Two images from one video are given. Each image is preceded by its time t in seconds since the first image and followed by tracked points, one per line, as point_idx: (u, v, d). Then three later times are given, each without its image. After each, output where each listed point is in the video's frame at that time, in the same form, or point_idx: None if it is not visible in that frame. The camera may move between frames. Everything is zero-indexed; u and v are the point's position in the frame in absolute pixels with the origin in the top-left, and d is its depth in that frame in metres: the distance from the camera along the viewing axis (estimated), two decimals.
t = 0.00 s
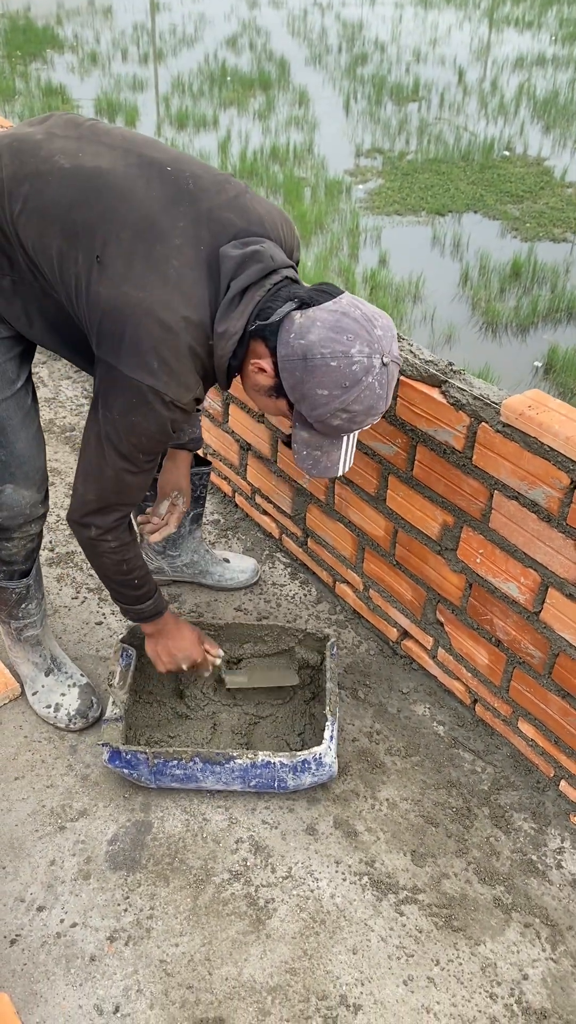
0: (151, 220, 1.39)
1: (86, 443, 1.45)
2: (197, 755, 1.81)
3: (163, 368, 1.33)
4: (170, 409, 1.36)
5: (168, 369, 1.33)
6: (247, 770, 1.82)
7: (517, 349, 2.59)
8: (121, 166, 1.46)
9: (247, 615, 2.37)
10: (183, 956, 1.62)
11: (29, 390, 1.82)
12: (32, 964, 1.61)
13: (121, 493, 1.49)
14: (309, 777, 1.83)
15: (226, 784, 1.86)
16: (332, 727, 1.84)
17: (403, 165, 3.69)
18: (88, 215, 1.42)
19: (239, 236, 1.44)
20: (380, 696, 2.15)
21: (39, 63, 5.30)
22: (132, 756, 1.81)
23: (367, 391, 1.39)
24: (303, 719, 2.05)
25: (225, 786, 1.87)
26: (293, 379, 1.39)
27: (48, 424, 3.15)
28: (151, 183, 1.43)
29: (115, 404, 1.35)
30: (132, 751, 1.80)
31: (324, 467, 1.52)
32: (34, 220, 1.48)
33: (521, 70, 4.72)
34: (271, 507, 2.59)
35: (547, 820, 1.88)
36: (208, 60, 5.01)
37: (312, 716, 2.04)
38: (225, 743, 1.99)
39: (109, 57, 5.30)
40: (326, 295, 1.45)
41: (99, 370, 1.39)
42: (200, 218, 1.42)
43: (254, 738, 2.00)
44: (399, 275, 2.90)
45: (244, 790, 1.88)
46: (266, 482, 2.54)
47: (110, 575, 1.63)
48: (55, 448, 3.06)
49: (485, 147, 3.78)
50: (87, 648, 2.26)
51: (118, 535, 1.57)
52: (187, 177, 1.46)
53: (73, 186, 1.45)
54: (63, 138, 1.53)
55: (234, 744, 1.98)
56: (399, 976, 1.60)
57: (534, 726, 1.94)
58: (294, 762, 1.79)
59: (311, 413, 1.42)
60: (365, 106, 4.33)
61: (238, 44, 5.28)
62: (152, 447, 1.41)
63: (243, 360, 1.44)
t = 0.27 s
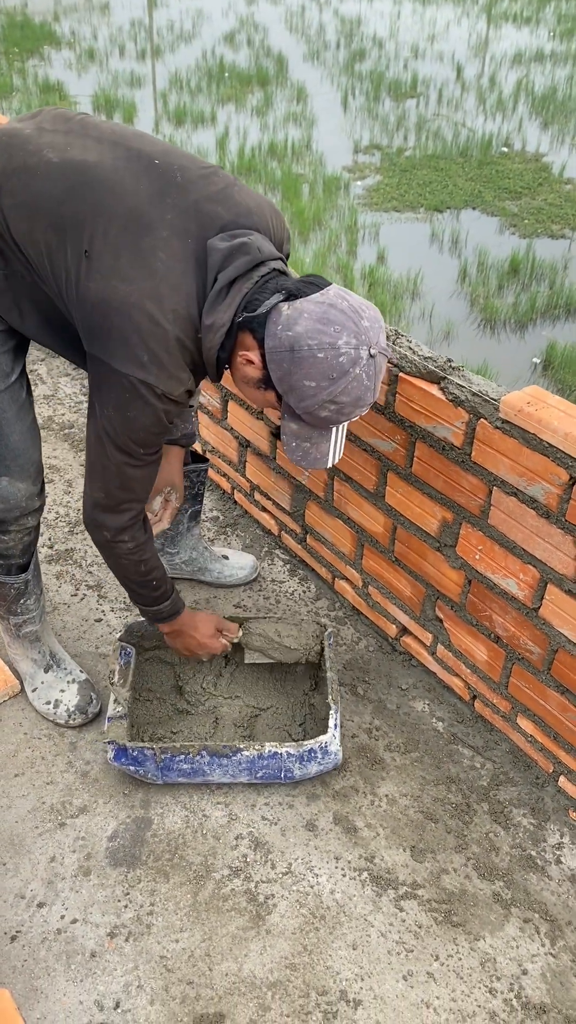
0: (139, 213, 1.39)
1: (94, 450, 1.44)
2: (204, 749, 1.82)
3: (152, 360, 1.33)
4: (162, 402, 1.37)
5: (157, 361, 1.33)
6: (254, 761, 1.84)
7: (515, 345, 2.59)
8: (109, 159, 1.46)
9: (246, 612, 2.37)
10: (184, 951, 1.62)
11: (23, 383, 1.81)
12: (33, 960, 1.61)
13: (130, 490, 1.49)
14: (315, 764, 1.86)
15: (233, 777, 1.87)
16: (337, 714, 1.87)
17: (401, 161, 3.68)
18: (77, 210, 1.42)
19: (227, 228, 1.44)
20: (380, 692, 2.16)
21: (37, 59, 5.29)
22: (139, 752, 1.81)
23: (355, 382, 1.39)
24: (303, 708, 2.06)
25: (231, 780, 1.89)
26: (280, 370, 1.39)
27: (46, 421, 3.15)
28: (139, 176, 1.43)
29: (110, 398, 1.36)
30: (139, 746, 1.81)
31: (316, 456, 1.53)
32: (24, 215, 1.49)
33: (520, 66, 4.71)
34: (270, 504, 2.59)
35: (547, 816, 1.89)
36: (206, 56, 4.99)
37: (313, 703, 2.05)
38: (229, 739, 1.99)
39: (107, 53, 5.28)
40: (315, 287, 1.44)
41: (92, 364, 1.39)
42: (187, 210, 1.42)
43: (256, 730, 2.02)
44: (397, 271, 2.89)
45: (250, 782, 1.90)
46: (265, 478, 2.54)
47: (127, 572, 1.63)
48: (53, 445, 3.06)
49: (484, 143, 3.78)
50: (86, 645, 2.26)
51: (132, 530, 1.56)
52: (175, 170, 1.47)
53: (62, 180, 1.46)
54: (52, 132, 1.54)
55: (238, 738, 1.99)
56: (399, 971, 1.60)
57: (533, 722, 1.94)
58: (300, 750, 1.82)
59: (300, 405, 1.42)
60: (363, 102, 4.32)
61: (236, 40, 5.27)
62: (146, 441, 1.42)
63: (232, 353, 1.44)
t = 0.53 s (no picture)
0: (131, 206, 1.39)
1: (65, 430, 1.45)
2: (204, 747, 1.82)
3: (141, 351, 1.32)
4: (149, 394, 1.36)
5: (147, 353, 1.33)
6: (253, 760, 1.84)
7: (514, 344, 2.59)
8: (102, 153, 1.46)
9: (244, 611, 2.37)
10: (182, 950, 1.63)
11: (20, 380, 1.81)
12: (32, 959, 1.61)
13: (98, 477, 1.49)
14: (313, 763, 1.86)
15: (232, 775, 1.87)
16: (335, 713, 1.87)
17: (400, 160, 3.68)
18: (69, 202, 1.42)
19: (220, 220, 1.44)
20: (378, 691, 2.16)
21: (35, 58, 5.28)
22: (138, 750, 1.82)
23: (347, 372, 1.39)
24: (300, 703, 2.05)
25: (230, 779, 1.89)
26: (272, 360, 1.40)
27: (44, 420, 3.14)
28: (131, 168, 1.43)
29: (94, 384, 1.35)
30: (138, 745, 1.81)
31: (307, 449, 1.53)
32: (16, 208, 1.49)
33: (518, 64, 4.70)
34: (268, 503, 2.59)
35: (545, 814, 1.89)
36: (204, 55, 4.99)
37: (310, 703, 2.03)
38: (227, 734, 1.99)
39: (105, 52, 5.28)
40: (307, 278, 1.45)
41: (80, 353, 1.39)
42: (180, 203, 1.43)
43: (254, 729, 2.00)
44: (396, 270, 2.89)
45: (248, 780, 1.89)
46: (263, 477, 2.54)
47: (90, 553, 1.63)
48: (51, 444, 3.05)
49: (482, 141, 3.77)
50: (84, 644, 2.26)
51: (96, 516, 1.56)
52: (168, 163, 1.47)
53: (55, 172, 1.45)
54: (45, 125, 1.54)
55: (236, 735, 1.98)
56: (398, 969, 1.60)
57: (531, 720, 1.94)
58: (299, 749, 1.82)
59: (291, 396, 1.42)
60: (361, 101, 4.32)
61: (234, 39, 5.26)
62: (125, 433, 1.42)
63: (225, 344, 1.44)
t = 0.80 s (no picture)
0: (121, 212, 1.39)
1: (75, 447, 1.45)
2: (200, 748, 1.82)
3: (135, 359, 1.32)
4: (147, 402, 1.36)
5: (142, 359, 1.33)
6: (250, 760, 1.84)
7: (511, 344, 2.59)
8: (92, 160, 1.46)
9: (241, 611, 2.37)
10: (179, 950, 1.63)
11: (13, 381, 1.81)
12: (29, 960, 1.61)
13: (110, 489, 1.48)
14: (310, 763, 1.86)
15: (228, 776, 1.88)
16: (331, 713, 1.88)
17: (398, 160, 3.68)
18: (61, 210, 1.42)
19: (211, 226, 1.44)
20: (375, 691, 2.16)
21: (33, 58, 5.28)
22: (134, 751, 1.82)
23: (336, 386, 1.40)
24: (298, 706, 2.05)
25: (227, 779, 1.89)
26: (262, 371, 1.39)
27: (42, 421, 3.14)
28: (121, 174, 1.43)
29: (94, 393, 1.35)
30: (135, 746, 1.81)
31: (296, 449, 1.53)
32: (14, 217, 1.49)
33: (517, 64, 4.70)
34: (265, 504, 2.59)
35: (542, 814, 1.89)
36: (202, 55, 4.99)
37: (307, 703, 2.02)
38: (224, 736, 2.01)
39: (103, 52, 5.28)
40: (301, 288, 1.45)
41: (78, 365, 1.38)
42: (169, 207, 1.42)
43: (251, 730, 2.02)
44: (394, 270, 2.89)
45: (246, 780, 1.89)
46: (261, 478, 2.54)
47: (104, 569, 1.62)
48: (49, 445, 3.06)
49: (480, 141, 3.78)
50: (82, 645, 2.27)
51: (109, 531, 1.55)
52: (159, 169, 1.47)
53: (45, 181, 1.46)
54: (36, 133, 1.55)
55: (233, 737, 2.00)
56: (394, 969, 1.61)
57: (528, 720, 1.95)
58: (296, 749, 1.82)
59: (280, 406, 1.43)
60: (360, 101, 4.32)
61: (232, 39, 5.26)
62: (130, 440, 1.41)
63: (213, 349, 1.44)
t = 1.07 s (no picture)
0: (86, 197, 1.38)
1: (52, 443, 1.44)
2: (199, 749, 1.82)
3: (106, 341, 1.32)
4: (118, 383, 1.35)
5: (113, 344, 1.33)
6: (249, 761, 1.84)
7: (510, 345, 2.59)
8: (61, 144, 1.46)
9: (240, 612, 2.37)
10: (178, 951, 1.63)
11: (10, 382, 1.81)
12: (27, 961, 1.61)
13: (90, 482, 1.48)
14: (310, 764, 1.86)
15: (228, 776, 1.88)
16: (330, 713, 1.87)
17: (397, 161, 3.69)
18: (30, 193, 1.42)
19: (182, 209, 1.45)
20: (374, 693, 2.16)
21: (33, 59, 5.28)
22: (134, 752, 1.81)
23: (310, 372, 1.40)
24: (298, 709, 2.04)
25: (227, 779, 1.89)
26: (235, 359, 1.40)
27: (41, 422, 3.14)
28: (89, 159, 1.43)
29: (65, 383, 1.35)
30: (133, 747, 1.81)
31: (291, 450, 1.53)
32: None
33: (516, 66, 4.71)
34: (264, 505, 2.59)
35: (540, 815, 1.89)
36: (202, 57, 4.99)
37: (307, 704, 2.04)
38: (224, 737, 2.00)
39: (103, 53, 5.28)
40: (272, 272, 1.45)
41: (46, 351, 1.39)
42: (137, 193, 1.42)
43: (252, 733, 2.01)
44: (393, 272, 2.90)
45: (245, 781, 1.89)
46: (260, 479, 2.54)
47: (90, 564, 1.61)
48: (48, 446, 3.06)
49: (480, 142, 3.78)
50: (80, 646, 2.26)
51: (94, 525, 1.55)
52: (129, 152, 1.47)
53: (14, 164, 1.45)
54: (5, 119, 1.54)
55: (233, 738, 1.99)
56: (393, 971, 1.60)
57: (527, 721, 1.94)
58: (295, 750, 1.82)
59: (254, 393, 1.43)
60: (359, 103, 4.33)
61: (232, 40, 5.26)
62: (106, 428, 1.41)
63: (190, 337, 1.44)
